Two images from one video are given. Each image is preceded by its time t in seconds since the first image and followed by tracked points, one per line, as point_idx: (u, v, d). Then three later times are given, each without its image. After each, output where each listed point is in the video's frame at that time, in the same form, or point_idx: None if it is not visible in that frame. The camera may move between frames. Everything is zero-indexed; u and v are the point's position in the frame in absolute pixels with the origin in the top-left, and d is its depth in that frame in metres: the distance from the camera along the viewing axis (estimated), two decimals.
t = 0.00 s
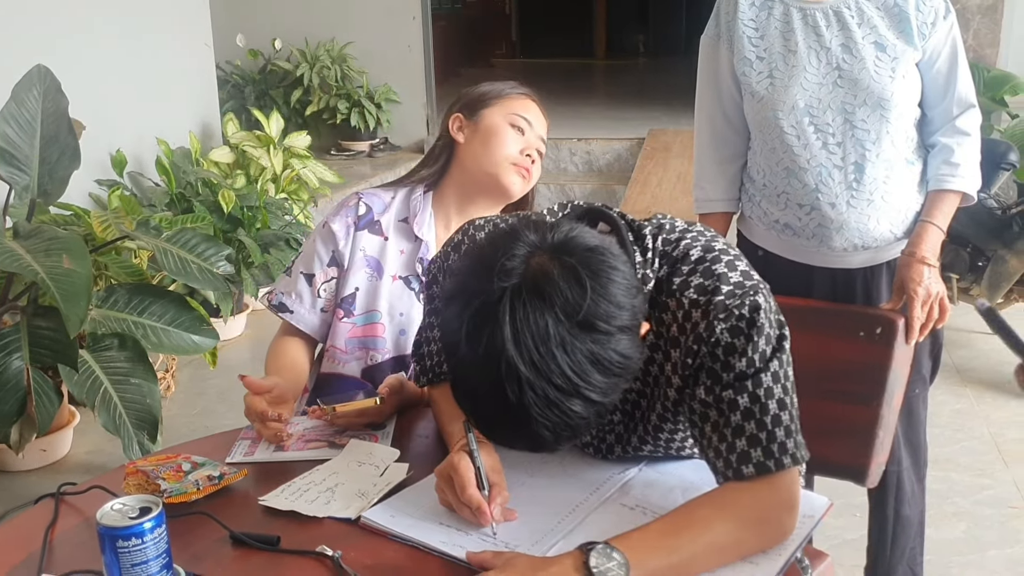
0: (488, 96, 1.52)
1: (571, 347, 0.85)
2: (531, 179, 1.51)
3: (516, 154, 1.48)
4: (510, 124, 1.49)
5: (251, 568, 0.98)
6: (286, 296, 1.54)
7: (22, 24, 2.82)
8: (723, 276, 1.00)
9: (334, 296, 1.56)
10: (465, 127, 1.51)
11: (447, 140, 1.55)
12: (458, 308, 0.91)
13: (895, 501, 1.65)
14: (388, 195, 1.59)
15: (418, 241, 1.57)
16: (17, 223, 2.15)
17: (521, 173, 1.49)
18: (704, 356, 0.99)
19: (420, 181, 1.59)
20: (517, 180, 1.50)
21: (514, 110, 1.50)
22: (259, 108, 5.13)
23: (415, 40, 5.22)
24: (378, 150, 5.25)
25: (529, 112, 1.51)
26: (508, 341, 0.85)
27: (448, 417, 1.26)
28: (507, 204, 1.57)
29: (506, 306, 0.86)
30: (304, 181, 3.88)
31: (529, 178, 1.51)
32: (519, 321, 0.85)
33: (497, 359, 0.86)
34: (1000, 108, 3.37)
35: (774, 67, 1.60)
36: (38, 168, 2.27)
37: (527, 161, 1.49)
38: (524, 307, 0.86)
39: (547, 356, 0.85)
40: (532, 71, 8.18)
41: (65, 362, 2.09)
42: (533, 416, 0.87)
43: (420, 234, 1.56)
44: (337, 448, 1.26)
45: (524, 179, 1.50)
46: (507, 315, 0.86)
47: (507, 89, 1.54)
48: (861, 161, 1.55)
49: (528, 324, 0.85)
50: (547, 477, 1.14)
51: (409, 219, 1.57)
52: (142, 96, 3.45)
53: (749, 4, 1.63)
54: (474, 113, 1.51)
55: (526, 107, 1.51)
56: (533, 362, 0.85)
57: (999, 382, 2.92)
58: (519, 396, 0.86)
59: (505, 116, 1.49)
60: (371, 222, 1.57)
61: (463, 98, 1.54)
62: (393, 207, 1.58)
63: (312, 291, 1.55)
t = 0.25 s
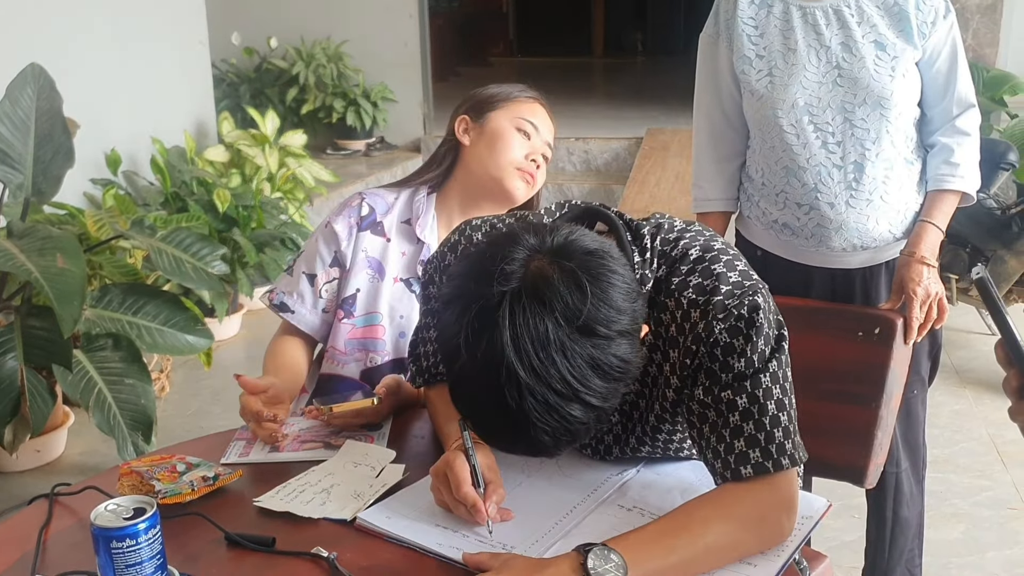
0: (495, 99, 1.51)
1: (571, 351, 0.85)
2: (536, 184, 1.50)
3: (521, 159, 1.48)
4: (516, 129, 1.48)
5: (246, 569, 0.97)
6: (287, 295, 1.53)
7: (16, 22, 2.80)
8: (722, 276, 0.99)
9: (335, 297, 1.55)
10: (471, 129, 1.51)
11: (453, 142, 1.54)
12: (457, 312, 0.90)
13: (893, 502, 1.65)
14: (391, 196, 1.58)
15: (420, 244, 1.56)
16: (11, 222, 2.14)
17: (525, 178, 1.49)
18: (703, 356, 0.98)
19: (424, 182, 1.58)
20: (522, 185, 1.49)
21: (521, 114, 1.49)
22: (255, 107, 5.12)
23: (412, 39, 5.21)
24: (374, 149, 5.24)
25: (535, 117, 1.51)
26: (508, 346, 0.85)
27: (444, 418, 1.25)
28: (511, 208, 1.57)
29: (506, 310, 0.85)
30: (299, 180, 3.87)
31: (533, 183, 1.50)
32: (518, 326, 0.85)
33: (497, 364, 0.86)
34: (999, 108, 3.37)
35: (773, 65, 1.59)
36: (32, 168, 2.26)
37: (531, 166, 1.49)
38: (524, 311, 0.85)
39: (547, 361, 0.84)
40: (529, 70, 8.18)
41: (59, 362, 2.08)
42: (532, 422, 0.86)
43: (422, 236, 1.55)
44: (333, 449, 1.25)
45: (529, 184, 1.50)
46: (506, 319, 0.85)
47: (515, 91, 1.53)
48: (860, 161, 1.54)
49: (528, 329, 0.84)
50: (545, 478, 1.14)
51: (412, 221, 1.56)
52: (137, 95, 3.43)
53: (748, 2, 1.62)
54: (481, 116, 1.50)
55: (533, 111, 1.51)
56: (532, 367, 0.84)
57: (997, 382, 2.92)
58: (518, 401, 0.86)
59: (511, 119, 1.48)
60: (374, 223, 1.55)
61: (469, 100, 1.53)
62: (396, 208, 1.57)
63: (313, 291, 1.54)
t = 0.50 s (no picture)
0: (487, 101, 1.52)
1: (567, 356, 0.85)
2: (525, 189, 1.52)
3: (512, 163, 1.49)
4: (507, 133, 1.50)
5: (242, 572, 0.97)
6: (278, 299, 1.52)
7: (12, 21, 2.79)
8: (719, 278, 0.99)
9: (326, 300, 1.54)
10: (462, 132, 1.51)
11: (444, 145, 1.55)
12: (453, 316, 0.90)
13: (889, 505, 1.65)
14: (380, 199, 1.58)
15: (410, 247, 1.55)
16: (6, 223, 2.13)
17: (516, 182, 1.51)
18: (699, 359, 0.98)
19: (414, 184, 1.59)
20: (512, 188, 1.51)
21: (512, 118, 1.51)
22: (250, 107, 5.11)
23: (408, 39, 5.21)
24: (370, 150, 5.23)
25: (527, 119, 1.52)
26: (504, 350, 0.84)
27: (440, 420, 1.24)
28: (501, 212, 1.58)
29: (502, 315, 0.85)
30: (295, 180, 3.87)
31: (522, 188, 1.52)
32: (514, 331, 0.84)
33: (493, 368, 0.85)
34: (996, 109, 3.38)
35: (771, 66, 1.59)
36: (27, 168, 2.26)
37: (522, 170, 1.51)
38: (520, 316, 0.85)
39: (543, 366, 0.84)
40: (525, 71, 8.17)
41: (54, 363, 2.08)
42: (528, 426, 0.86)
43: (412, 240, 1.55)
44: (329, 451, 1.24)
45: (519, 188, 1.51)
46: (503, 324, 0.85)
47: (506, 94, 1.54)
48: (858, 162, 1.54)
49: (524, 334, 0.84)
50: (541, 480, 1.13)
51: (402, 224, 1.55)
52: (132, 95, 3.42)
53: (746, 2, 1.62)
54: (472, 118, 1.51)
55: (525, 116, 1.52)
56: (528, 372, 0.84)
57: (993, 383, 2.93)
58: (514, 406, 0.85)
59: (503, 123, 1.50)
60: (363, 226, 1.54)
61: (461, 102, 1.54)
62: (385, 211, 1.56)
63: (304, 295, 1.54)
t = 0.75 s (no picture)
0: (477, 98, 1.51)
1: (568, 356, 0.84)
2: (516, 186, 1.52)
3: (502, 160, 1.49)
4: (498, 130, 1.49)
5: (242, 570, 0.97)
6: (271, 299, 1.53)
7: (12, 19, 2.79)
8: (719, 275, 0.99)
9: (319, 300, 1.55)
10: (452, 130, 1.50)
11: (434, 143, 1.54)
12: (454, 315, 0.90)
13: (890, 502, 1.65)
14: (370, 198, 1.57)
15: (401, 245, 1.55)
16: (6, 220, 2.13)
17: (506, 180, 1.50)
18: (700, 356, 0.98)
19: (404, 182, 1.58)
20: (503, 185, 1.50)
21: (503, 115, 1.50)
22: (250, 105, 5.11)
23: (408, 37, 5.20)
24: (370, 147, 5.22)
25: (518, 116, 1.51)
26: (504, 349, 0.84)
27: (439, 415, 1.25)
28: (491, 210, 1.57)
29: (503, 314, 0.85)
30: (295, 178, 3.86)
31: (513, 185, 1.52)
32: (515, 330, 0.84)
33: (494, 367, 0.85)
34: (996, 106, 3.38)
35: (771, 63, 1.59)
36: (26, 165, 2.25)
37: (512, 168, 1.50)
38: (521, 315, 0.84)
39: (544, 365, 0.84)
40: (525, 68, 8.17)
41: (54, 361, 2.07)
42: (529, 425, 0.86)
43: (404, 238, 1.54)
44: (329, 448, 1.24)
45: (509, 185, 1.51)
46: (504, 323, 0.84)
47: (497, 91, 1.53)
48: (857, 159, 1.54)
49: (525, 333, 0.84)
50: (542, 477, 1.13)
51: (393, 223, 1.55)
52: (132, 93, 3.42)
53: None
54: (462, 116, 1.50)
55: (516, 113, 1.51)
56: (529, 371, 0.84)
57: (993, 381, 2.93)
58: (515, 404, 0.85)
59: (493, 121, 1.49)
60: (355, 225, 1.54)
61: (450, 100, 1.53)
62: (376, 210, 1.56)
63: (297, 295, 1.53)
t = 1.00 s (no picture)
0: (469, 92, 1.52)
1: (571, 352, 0.84)
2: (509, 179, 1.50)
3: (494, 152, 1.48)
4: (490, 122, 1.49)
5: (243, 563, 0.97)
6: (268, 296, 1.53)
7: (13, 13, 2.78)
8: (721, 268, 0.99)
9: (316, 296, 1.55)
10: (444, 123, 1.51)
11: (427, 136, 1.54)
12: (456, 312, 0.90)
13: (891, 496, 1.65)
14: (364, 193, 1.58)
15: (395, 240, 1.55)
16: (6, 214, 2.13)
17: (499, 172, 1.49)
18: (701, 349, 0.98)
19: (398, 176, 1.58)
20: (495, 178, 1.49)
21: (495, 107, 1.50)
22: (251, 100, 5.10)
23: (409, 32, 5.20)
24: (371, 143, 5.22)
25: (510, 109, 1.51)
26: (507, 345, 0.84)
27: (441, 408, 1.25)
28: (484, 205, 1.56)
29: (506, 310, 0.85)
30: (295, 173, 3.86)
31: (506, 178, 1.50)
32: (518, 327, 0.84)
33: (497, 363, 0.85)
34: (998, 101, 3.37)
35: (773, 57, 1.59)
36: (27, 160, 2.25)
37: (505, 160, 1.49)
38: (524, 311, 0.84)
39: (547, 361, 0.84)
40: (526, 64, 8.16)
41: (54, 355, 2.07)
42: (531, 420, 0.86)
43: (398, 232, 1.54)
44: (331, 442, 1.24)
45: (502, 177, 1.50)
46: (506, 319, 0.84)
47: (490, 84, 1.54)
48: (860, 153, 1.54)
49: (529, 329, 0.84)
50: (544, 470, 1.13)
51: (387, 217, 1.55)
52: (132, 88, 3.41)
53: None
54: (454, 109, 1.51)
55: (509, 105, 1.51)
56: (532, 367, 0.84)
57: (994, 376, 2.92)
58: (517, 400, 0.85)
59: (485, 113, 1.49)
60: (349, 220, 1.55)
61: (443, 95, 1.54)
62: (370, 205, 1.56)
63: (293, 291, 1.53)
